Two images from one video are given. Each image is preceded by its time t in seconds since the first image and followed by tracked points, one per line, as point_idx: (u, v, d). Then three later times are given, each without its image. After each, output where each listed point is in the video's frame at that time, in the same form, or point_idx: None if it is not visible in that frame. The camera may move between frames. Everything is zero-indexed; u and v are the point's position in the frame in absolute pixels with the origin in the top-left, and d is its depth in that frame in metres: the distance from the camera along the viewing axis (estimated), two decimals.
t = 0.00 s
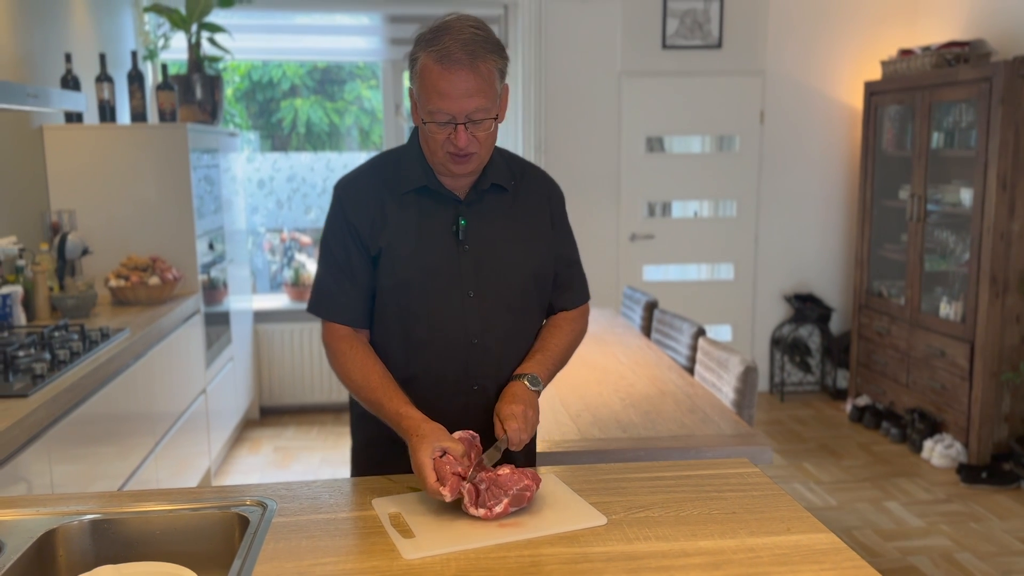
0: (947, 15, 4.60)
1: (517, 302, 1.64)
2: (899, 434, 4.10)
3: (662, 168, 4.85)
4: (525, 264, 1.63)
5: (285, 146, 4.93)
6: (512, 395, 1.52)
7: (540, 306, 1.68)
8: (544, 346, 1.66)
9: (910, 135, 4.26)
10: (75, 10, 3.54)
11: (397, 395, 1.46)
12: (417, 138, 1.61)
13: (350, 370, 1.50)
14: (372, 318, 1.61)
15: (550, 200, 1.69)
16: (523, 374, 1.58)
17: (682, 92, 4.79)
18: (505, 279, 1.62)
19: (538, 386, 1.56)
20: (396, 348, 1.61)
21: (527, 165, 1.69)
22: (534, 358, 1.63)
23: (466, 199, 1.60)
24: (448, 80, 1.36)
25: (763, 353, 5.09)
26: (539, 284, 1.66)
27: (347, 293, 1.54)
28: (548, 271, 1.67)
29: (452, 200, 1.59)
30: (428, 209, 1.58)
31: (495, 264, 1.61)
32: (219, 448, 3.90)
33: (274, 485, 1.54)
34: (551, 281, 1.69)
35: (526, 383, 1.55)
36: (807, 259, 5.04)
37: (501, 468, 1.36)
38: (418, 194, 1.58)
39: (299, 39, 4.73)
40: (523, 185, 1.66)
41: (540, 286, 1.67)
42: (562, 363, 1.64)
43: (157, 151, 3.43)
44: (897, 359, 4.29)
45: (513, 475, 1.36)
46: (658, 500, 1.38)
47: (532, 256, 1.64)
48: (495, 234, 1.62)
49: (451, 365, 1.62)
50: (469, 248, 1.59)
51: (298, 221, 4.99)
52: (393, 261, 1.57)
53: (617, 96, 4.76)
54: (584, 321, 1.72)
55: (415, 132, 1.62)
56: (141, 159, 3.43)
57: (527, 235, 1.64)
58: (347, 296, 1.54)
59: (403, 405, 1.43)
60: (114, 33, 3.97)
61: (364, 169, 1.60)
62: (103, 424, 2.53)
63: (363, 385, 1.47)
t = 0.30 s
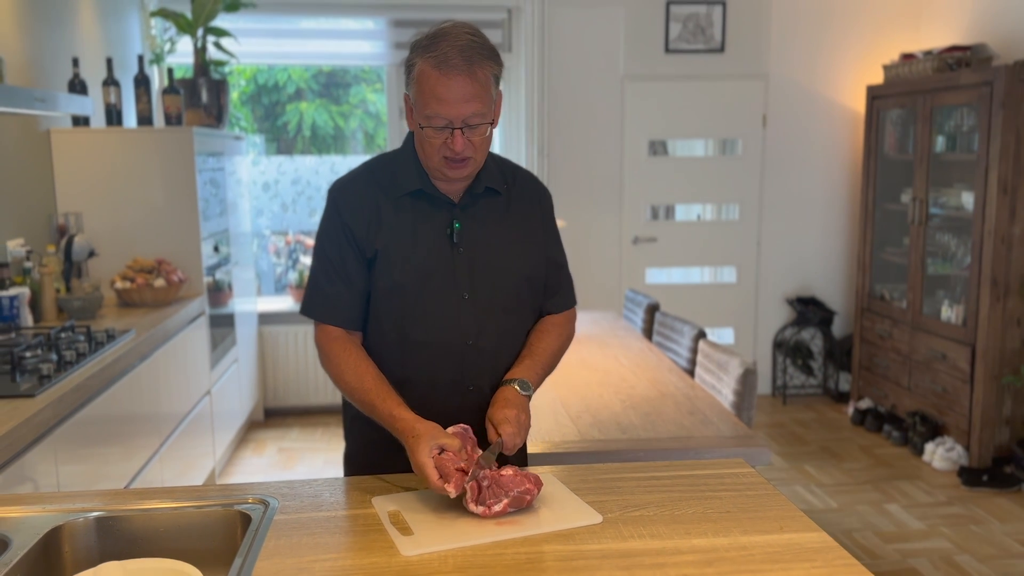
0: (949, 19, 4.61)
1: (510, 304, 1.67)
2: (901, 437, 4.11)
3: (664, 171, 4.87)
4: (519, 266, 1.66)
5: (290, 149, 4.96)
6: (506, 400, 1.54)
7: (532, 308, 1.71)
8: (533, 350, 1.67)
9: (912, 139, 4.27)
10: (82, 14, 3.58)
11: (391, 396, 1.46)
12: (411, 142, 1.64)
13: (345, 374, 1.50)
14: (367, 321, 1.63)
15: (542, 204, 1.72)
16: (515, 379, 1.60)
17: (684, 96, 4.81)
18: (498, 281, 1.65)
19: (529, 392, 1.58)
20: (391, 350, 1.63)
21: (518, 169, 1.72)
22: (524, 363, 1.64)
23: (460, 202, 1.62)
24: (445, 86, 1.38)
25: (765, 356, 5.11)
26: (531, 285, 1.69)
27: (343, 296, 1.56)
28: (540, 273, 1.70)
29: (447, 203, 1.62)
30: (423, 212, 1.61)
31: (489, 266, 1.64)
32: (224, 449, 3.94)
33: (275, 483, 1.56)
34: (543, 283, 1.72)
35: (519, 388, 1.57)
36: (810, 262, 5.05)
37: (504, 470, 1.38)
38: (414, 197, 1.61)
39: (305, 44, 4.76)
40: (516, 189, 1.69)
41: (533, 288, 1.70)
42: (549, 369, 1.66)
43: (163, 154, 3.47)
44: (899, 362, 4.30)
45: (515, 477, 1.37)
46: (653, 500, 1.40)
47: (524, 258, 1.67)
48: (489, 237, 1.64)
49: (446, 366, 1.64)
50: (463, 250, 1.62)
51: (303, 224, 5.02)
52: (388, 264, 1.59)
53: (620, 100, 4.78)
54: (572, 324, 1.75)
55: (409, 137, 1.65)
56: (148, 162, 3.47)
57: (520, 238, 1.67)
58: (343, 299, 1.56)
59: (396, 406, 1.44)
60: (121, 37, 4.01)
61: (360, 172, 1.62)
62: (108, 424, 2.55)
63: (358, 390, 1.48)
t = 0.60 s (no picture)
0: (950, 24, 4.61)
1: (506, 306, 1.69)
2: (902, 440, 4.11)
3: (666, 175, 4.89)
4: (514, 268, 1.68)
5: (294, 152, 4.99)
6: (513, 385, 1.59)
7: (528, 311, 1.73)
8: (531, 348, 1.72)
9: (912, 143, 4.28)
10: (87, 19, 3.61)
11: (370, 404, 1.47)
12: (407, 149, 1.66)
13: (333, 378, 1.52)
14: (362, 325, 1.65)
15: (537, 208, 1.75)
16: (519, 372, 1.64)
17: (686, 100, 4.83)
18: (493, 284, 1.67)
19: (535, 386, 1.62)
20: (387, 354, 1.65)
21: (513, 174, 1.74)
22: (525, 359, 1.69)
23: (455, 206, 1.65)
24: (439, 90, 1.40)
25: (767, 359, 5.12)
26: (526, 289, 1.71)
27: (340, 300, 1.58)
28: (534, 277, 1.72)
29: (442, 208, 1.64)
30: (419, 216, 1.63)
31: (484, 270, 1.66)
32: (227, 450, 3.96)
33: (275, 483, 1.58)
34: (538, 286, 1.74)
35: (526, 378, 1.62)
36: (812, 266, 5.06)
37: (490, 468, 1.42)
38: (409, 202, 1.63)
39: (309, 48, 4.79)
40: (510, 193, 1.71)
41: (528, 291, 1.72)
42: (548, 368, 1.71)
43: (168, 159, 3.50)
44: (900, 365, 4.30)
45: (502, 473, 1.41)
46: (645, 500, 1.41)
47: (519, 261, 1.69)
48: (484, 240, 1.66)
49: (443, 368, 1.66)
50: (458, 254, 1.64)
51: (307, 227, 5.05)
52: (384, 267, 1.61)
53: (622, 104, 4.80)
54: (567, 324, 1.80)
55: (404, 143, 1.67)
56: (152, 165, 3.50)
57: (516, 241, 1.69)
58: (339, 303, 1.58)
59: (374, 414, 1.45)
60: (126, 42, 4.05)
61: (355, 178, 1.64)
62: (112, 426, 2.58)
63: (343, 395, 1.49)
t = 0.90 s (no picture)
0: (950, 28, 4.63)
1: (505, 305, 1.70)
2: (902, 443, 4.12)
3: (667, 179, 4.91)
4: (513, 268, 1.70)
5: (297, 157, 5.02)
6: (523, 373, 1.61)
7: (528, 310, 1.75)
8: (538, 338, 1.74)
9: (912, 147, 4.30)
10: (91, 25, 3.64)
11: (366, 402, 1.50)
12: (404, 153, 1.68)
13: (331, 377, 1.56)
14: (362, 327, 1.67)
15: (535, 208, 1.76)
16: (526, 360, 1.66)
17: (687, 105, 4.85)
18: (492, 283, 1.68)
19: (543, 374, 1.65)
20: (388, 356, 1.66)
21: (511, 176, 1.76)
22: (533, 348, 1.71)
23: (453, 207, 1.66)
24: (430, 91, 1.42)
25: (768, 362, 5.13)
26: (525, 287, 1.73)
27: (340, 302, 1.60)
28: (533, 275, 1.73)
29: (441, 209, 1.66)
30: (417, 219, 1.65)
31: (482, 269, 1.67)
32: (230, 453, 3.98)
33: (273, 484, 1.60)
34: (537, 285, 1.75)
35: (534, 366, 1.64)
36: (813, 269, 5.07)
37: (482, 466, 1.44)
38: (408, 205, 1.65)
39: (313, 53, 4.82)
40: (508, 193, 1.73)
41: (527, 289, 1.73)
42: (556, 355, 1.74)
43: (172, 163, 3.53)
44: (900, 369, 4.31)
45: (494, 471, 1.43)
46: (640, 500, 1.43)
47: (518, 260, 1.70)
48: (482, 240, 1.68)
49: (444, 368, 1.67)
50: (457, 254, 1.66)
51: (309, 230, 5.07)
52: (382, 269, 1.63)
53: (623, 108, 4.83)
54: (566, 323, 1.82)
55: (402, 148, 1.69)
56: (155, 170, 3.53)
57: (514, 240, 1.71)
58: (337, 306, 1.61)
59: (370, 410, 1.48)
60: (129, 47, 4.09)
61: (354, 184, 1.67)
62: (114, 428, 2.60)
63: (340, 393, 1.52)
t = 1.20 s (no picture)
0: (950, 32, 4.64)
1: (508, 304, 1.71)
2: (903, 446, 4.13)
3: (668, 182, 4.93)
4: (516, 267, 1.71)
5: (300, 160, 5.04)
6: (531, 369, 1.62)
7: (531, 309, 1.76)
8: (545, 337, 1.76)
9: (913, 150, 4.31)
10: (95, 30, 3.67)
11: (361, 400, 1.51)
12: (408, 157, 1.70)
13: (330, 373, 1.57)
14: (368, 330, 1.68)
15: (537, 208, 1.78)
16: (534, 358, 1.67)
17: (689, 108, 4.87)
18: (496, 283, 1.70)
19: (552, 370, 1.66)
20: (393, 357, 1.67)
21: (513, 177, 1.78)
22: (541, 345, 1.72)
23: (457, 207, 1.68)
24: (413, 62, 1.53)
25: (769, 365, 5.14)
26: (529, 287, 1.74)
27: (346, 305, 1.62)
28: (537, 274, 1.75)
29: (444, 210, 1.67)
30: (422, 219, 1.66)
31: (486, 269, 1.69)
32: (232, 455, 4.00)
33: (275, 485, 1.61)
34: (541, 284, 1.77)
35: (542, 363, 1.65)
36: (815, 273, 5.08)
37: (481, 467, 1.46)
38: (412, 206, 1.66)
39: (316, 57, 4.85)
40: (511, 194, 1.75)
41: (531, 289, 1.75)
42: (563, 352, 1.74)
43: (172, 167, 3.55)
44: (901, 371, 4.32)
45: (492, 471, 1.45)
46: (638, 501, 1.44)
47: (521, 260, 1.72)
48: (486, 240, 1.70)
49: (449, 368, 1.68)
50: (461, 254, 1.67)
51: (312, 234, 5.09)
52: (388, 271, 1.65)
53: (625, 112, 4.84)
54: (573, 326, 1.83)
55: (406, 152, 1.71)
56: (159, 173, 3.55)
57: (517, 240, 1.73)
58: (344, 309, 1.62)
59: (363, 408, 1.49)
60: (133, 52, 4.11)
61: (360, 187, 1.68)
62: (118, 431, 2.61)
63: (336, 389, 1.54)
